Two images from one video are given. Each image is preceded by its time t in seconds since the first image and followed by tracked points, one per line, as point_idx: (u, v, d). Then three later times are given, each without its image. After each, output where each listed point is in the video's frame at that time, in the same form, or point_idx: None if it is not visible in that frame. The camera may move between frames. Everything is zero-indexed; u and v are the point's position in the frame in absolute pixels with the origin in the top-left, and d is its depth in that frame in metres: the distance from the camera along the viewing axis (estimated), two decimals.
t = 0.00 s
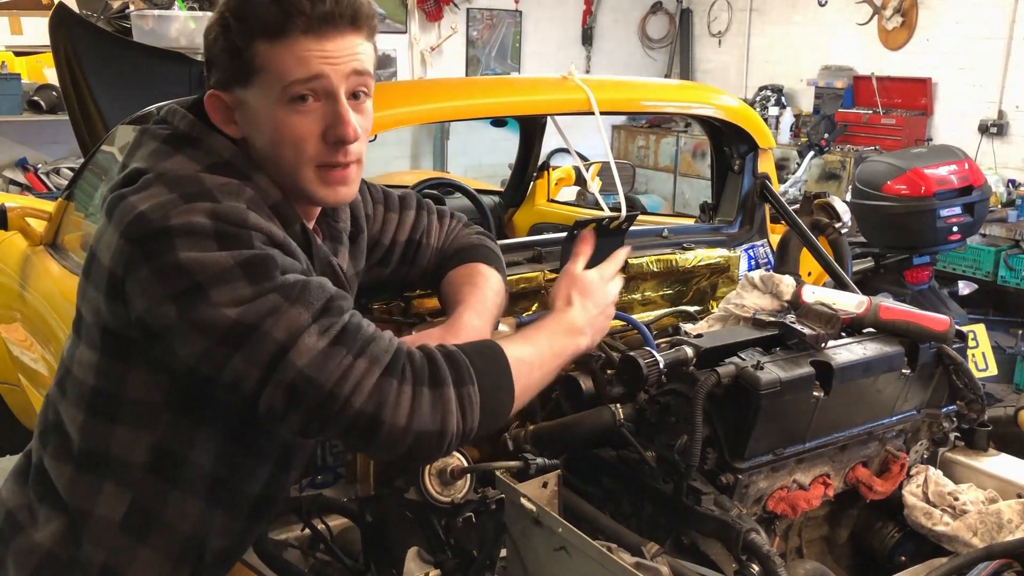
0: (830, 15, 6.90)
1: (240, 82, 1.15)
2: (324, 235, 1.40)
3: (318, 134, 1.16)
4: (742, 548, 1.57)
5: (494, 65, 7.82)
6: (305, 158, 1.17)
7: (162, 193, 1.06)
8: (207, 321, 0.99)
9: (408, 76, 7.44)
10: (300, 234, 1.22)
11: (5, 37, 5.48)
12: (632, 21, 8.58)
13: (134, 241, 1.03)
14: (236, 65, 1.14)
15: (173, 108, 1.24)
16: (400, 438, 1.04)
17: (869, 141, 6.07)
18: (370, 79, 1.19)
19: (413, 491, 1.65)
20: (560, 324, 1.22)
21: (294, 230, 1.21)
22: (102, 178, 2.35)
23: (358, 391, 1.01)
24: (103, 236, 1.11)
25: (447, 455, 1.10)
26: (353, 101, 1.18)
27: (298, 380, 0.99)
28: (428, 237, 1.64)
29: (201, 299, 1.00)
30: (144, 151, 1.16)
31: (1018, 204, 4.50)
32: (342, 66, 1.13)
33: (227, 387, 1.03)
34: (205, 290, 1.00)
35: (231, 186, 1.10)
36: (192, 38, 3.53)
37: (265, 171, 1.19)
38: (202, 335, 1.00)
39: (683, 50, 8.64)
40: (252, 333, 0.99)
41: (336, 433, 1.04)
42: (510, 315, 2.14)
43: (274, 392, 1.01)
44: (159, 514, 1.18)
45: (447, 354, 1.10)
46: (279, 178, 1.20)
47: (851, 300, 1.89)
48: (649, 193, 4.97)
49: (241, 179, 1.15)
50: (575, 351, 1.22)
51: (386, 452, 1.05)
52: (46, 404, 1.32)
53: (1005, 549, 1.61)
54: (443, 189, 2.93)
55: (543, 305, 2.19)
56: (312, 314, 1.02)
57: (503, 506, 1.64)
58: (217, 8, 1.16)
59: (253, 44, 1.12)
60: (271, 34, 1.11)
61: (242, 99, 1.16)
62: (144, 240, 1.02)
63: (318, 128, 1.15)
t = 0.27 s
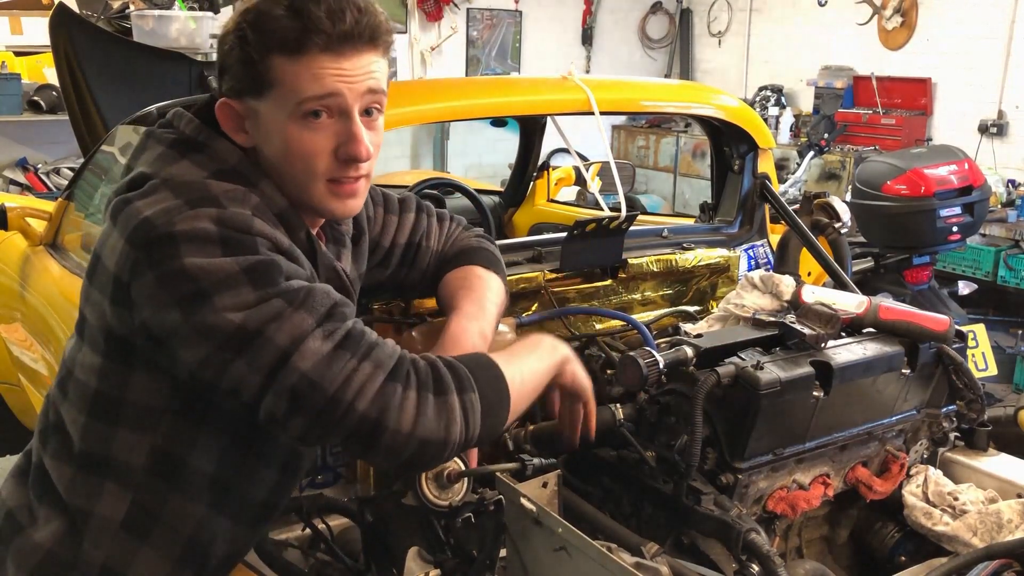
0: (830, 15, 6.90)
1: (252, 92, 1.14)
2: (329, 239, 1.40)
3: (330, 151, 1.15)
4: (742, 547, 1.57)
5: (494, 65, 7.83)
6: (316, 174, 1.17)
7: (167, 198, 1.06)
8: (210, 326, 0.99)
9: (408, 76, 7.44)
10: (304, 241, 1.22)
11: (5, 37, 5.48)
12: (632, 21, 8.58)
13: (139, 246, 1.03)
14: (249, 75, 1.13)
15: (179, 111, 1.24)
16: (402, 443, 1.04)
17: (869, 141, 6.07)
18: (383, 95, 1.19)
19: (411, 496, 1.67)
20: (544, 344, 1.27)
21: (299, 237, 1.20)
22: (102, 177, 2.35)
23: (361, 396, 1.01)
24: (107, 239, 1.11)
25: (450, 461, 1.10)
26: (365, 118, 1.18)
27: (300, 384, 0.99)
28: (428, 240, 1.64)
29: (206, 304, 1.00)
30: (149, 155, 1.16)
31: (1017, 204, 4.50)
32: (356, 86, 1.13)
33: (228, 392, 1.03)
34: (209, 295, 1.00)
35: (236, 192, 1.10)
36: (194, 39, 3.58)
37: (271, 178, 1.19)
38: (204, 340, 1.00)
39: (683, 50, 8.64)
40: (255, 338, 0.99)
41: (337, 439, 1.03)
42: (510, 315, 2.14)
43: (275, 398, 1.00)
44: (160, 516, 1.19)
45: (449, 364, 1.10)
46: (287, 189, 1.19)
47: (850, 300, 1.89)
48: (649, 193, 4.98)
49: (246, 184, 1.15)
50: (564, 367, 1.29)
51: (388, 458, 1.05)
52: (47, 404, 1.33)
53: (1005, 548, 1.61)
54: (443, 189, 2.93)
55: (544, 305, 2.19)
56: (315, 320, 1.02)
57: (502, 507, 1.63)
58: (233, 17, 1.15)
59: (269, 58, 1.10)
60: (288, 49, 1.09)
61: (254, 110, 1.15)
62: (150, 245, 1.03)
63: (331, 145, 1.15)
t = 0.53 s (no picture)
0: (830, 15, 6.91)
1: (259, 96, 1.13)
2: (329, 240, 1.40)
3: (337, 154, 1.16)
4: (742, 547, 1.57)
5: (494, 65, 7.83)
6: (322, 177, 1.17)
7: (168, 198, 1.06)
8: (209, 323, 0.99)
9: (408, 76, 7.44)
10: (305, 243, 1.21)
11: (5, 37, 5.48)
12: (632, 21, 8.58)
13: (140, 245, 1.03)
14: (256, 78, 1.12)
15: (181, 111, 1.24)
16: (399, 443, 1.04)
17: (869, 141, 6.07)
18: (389, 99, 1.20)
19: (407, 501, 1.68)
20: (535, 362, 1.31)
21: (300, 239, 1.20)
22: (102, 177, 2.35)
23: (360, 394, 1.01)
24: (108, 239, 1.11)
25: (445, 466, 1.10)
26: (371, 121, 1.18)
27: (299, 380, 0.99)
28: (428, 241, 1.64)
29: (206, 300, 1.00)
30: (150, 155, 1.16)
31: (1017, 204, 4.50)
32: (364, 90, 1.13)
33: (227, 392, 1.03)
34: (210, 293, 1.00)
35: (237, 192, 1.10)
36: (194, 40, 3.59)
37: (272, 179, 1.19)
38: (204, 337, 1.00)
39: (684, 50, 8.64)
40: (254, 335, 0.99)
41: (334, 438, 1.03)
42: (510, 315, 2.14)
43: (273, 396, 1.00)
44: (160, 516, 1.18)
45: (448, 370, 1.11)
46: (291, 190, 1.19)
47: (851, 300, 1.89)
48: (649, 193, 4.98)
49: (247, 186, 1.15)
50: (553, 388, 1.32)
51: (384, 459, 1.05)
52: (47, 404, 1.33)
53: (1006, 548, 1.61)
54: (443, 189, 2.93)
55: (544, 305, 2.19)
56: (315, 318, 1.02)
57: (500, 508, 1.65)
58: (241, 18, 1.14)
59: (278, 61, 1.10)
60: (298, 54, 1.09)
61: (261, 112, 1.14)
62: (151, 244, 1.03)
63: (338, 148, 1.15)
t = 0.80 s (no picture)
0: (829, 15, 6.91)
1: (262, 93, 1.13)
2: (329, 241, 1.40)
3: (340, 152, 1.16)
4: (742, 548, 1.57)
5: (494, 65, 7.83)
6: (323, 176, 1.17)
7: (169, 198, 1.06)
8: (210, 323, 0.99)
9: (408, 76, 7.44)
10: (305, 243, 1.21)
11: (5, 37, 5.48)
12: (632, 21, 8.58)
13: (141, 246, 1.03)
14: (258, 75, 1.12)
15: (181, 112, 1.24)
16: (400, 445, 1.04)
17: (869, 141, 6.07)
18: (392, 100, 1.20)
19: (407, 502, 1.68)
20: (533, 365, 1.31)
21: (300, 239, 1.20)
22: (102, 178, 2.35)
23: (360, 395, 1.01)
24: (108, 239, 1.11)
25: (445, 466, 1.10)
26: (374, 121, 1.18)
27: (300, 380, 0.99)
28: (428, 241, 1.64)
29: (206, 300, 1.00)
30: (150, 155, 1.16)
31: (1017, 204, 4.50)
32: (368, 89, 1.13)
33: (227, 392, 1.03)
34: (210, 293, 1.00)
35: (238, 193, 1.10)
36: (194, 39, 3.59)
37: (273, 179, 1.19)
38: (204, 337, 1.00)
39: (684, 50, 8.64)
40: (255, 335, 0.99)
41: (335, 439, 1.03)
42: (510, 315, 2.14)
43: (273, 396, 1.00)
44: (161, 516, 1.19)
45: (448, 372, 1.12)
46: (292, 187, 1.19)
47: (850, 300, 1.89)
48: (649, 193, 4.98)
49: (248, 187, 1.14)
50: (551, 391, 1.33)
51: (383, 459, 1.04)
52: (47, 404, 1.33)
53: (1006, 548, 1.61)
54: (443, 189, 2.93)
55: (544, 306, 2.19)
56: (315, 318, 1.02)
57: (499, 508, 1.65)
58: (246, 16, 1.14)
59: (279, 60, 1.10)
60: (302, 52, 1.10)
61: (264, 109, 1.14)
62: (151, 244, 1.03)
63: (341, 146, 1.15)
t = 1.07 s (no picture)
0: (829, 15, 6.91)
1: (291, 86, 1.13)
2: (328, 240, 1.40)
3: (365, 147, 1.16)
4: (742, 548, 1.57)
5: (494, 65, 7.84)
6: (346, 169, 1.17)
7: (170, 196, 1.07)
8: (209, 322, 0.99)
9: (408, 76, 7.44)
10: (306, 242, 1.21)
11: (5, 37, 5.48)
12: (632, 21, 8.58)
13: (142, 243, 1.03)
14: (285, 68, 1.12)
15: (182, 110, 1.24)
16: (397, 448, 1.04)
17: (869, 141, 6.07)
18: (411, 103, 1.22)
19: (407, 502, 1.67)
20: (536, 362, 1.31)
21: (301, 238, 1.19)
22: (102, 178, 2.35)
23: (358, 399, 1.01)
24: (109, 237, 1.11)
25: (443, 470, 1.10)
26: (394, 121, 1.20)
27: (297, 383, 0.99)
28: (428, 240, 1.64)
29: (206, 299, 1.00)
30: (152, 154, 1.16)
31: (1017, 204, 4.50)
32: (394, 88, 1.16)
33: (226, 392, 1.03)
34: (211, 292, 1.00)
35: (239, 192, 1.10)
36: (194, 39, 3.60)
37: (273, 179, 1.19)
38: (204, 336, 1.00)
39: (684, 50, 8.64)
40: (253, 335, 0.99)
41: (333, 441, 1.03)
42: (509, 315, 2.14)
43: (272, 397, 1.00)
44: (160, 515, 1.18)
45: (449, 376, 1.11)
46: (311, 181, 1.18)
47: (851, 300, 1.89)
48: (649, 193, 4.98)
49: (250, 186, 1.14)
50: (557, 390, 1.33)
51: (380, 463, 1.05)
52: (47, 403, 1.32)
53: (1006, 548, 1.61)
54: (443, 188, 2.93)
55: (544, 305, 2.19)
56: (315, 319, 1.02)
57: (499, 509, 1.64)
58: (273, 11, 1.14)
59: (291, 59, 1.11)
60: (337, 45, 1.11)
61: (291, 101, 1.13)
62: (152, 242, 1.03)
63: (368, 141, 1.16)
